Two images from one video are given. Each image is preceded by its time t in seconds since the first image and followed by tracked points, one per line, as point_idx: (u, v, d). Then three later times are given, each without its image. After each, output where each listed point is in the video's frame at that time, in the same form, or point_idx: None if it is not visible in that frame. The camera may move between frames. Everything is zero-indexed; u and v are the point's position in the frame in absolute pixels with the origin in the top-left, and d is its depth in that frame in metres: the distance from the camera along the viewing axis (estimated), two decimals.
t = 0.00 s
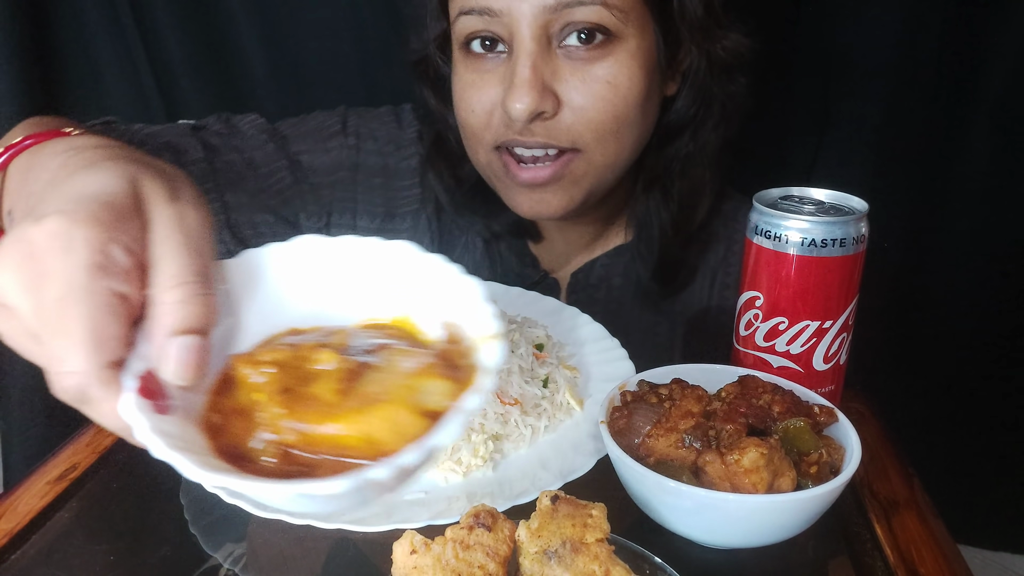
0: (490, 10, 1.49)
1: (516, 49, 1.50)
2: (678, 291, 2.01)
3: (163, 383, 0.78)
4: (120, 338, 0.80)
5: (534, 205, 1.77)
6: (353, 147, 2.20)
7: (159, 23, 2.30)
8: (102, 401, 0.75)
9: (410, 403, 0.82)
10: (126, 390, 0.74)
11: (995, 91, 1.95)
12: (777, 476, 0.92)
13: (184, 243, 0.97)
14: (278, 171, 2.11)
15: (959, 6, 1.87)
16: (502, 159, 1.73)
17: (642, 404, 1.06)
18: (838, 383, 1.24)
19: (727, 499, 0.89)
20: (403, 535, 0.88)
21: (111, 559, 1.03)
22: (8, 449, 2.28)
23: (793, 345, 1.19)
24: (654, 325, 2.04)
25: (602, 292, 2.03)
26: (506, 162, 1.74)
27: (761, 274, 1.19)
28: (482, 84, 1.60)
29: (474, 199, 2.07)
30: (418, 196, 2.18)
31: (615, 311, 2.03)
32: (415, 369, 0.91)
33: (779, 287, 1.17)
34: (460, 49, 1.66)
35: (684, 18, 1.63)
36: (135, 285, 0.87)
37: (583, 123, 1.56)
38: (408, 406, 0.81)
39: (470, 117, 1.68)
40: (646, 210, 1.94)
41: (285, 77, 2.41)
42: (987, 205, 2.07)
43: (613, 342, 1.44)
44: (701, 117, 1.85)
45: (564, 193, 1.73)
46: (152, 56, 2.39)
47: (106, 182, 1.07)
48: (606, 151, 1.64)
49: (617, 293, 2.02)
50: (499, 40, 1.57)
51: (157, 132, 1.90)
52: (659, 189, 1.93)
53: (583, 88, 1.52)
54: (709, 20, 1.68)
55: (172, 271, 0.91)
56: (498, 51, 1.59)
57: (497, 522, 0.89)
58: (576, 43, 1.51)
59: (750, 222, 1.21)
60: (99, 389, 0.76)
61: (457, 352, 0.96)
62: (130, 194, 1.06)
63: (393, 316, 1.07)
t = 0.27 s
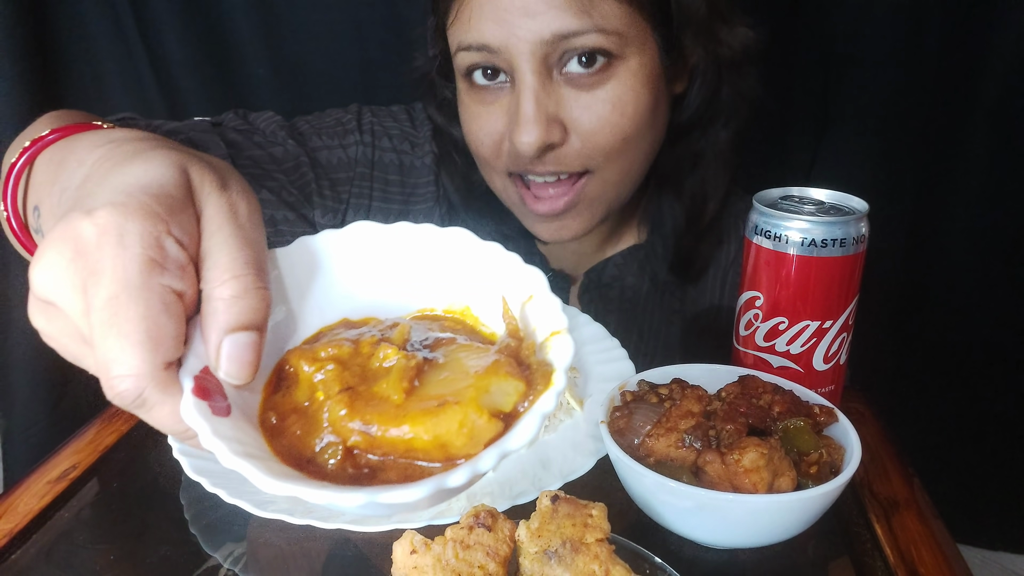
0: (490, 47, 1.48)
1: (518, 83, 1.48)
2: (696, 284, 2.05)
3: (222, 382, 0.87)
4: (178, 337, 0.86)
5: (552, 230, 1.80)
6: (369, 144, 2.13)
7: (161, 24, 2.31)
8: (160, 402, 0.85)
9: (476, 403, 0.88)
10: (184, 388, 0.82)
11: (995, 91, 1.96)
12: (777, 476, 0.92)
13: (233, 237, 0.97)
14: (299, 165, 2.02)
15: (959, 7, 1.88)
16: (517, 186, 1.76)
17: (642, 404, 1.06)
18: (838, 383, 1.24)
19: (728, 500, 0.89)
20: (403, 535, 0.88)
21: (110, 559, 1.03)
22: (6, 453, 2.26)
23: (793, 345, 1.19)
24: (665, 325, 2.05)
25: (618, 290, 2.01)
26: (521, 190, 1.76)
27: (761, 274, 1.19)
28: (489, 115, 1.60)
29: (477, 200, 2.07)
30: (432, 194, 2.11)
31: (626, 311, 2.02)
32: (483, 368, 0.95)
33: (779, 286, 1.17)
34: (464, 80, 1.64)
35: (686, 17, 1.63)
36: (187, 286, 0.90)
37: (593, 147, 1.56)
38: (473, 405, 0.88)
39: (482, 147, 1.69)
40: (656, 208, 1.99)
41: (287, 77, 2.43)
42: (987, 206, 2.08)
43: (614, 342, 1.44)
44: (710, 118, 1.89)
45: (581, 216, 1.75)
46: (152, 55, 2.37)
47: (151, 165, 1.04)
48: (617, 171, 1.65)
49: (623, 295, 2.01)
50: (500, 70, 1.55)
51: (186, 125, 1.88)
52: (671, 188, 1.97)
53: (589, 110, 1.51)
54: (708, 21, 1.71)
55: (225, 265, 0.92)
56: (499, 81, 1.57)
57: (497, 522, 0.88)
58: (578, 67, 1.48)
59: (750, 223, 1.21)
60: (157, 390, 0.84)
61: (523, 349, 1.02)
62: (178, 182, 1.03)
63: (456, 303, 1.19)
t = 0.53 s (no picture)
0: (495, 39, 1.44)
1: (520, 78, 1.46)
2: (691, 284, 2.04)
3: (200, 376, 0.86)
4: (156, 333, 0.85)
5: (540, 218, 1.79)
6: (362, 145, 2.14)
7: (159, 23, 2.29)
8: (139, 398, 0.84)
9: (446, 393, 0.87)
10: (163, 384, 0.81)
11: (996, 89, 1.95)
12: (777, 476, 0.92)
13: (212, 233, 0.97)
14: (293, 168, 2.03)
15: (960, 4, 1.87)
16: (507, 177, 1.73)
17: (642, 404, 1.06)
18: (838, 383, 1.24)
19: (728, 500, 0.88)
20: (403, 536, 0.88)
21: (110, 560, 1.03)
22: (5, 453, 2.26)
23: (793, 345, 1.19)
24: (662, 324, 2.06)
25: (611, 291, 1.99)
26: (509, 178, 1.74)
27: (761, 274, 1.19)
28: (485, 107, 1.58)
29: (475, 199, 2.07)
30: (425, 193, 2.15)
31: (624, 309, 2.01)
32: (456, 359, 0.95)
33: (779, 287, 1.17)
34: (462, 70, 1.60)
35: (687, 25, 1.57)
36: (167, 282, 0.89)
37: (587, 145, 1.56)
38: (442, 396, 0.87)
39: (475, 137, 1.66)
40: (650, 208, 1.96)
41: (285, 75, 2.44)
42: (988, 204, 2.08)
43: (613, 342, 1.44)
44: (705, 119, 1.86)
45: (568, 207, 1.74)
46: (151, 55, 2.36)
47: (129, 164, 1.04)
48: (609, 169, 1.65)
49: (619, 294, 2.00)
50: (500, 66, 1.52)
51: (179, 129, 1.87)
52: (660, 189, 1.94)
53: (588, 112, 1.50)
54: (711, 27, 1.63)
55: (202, 263, 0.92)
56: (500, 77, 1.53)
57: (497, 522, 0.88)
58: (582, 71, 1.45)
59: (750, 222, 1.21)
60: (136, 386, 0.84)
61: (494, 340, 1.00)
62: (157, 180, 1.03)
63: (430, 297, 1.18)
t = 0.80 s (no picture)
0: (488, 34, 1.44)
1: (511, 74, 1.45)
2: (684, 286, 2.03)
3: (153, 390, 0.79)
4: (114, 343, 0.82)
5: (530, 214, 1.76)
6: (351, 153, 2.10)
7: (159, 23, 2.28)
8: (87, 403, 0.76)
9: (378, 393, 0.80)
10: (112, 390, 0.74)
11: (996, 89, 1.96)
12: (777, 476, 0.93)
13: (174, 257, 0.96)
14: (279, 176, 2.00)
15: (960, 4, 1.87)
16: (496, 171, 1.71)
17: (642, 404, 1.06)
18: (838, 383, 1.24)
19: (727, 500, 0.88)
20: (403, 536, 0.88)
21: (110, 559, 1.03)
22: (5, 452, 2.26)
23: (793, 345, 1.19)
24: (657, 325, 2.03)
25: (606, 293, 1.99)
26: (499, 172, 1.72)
27: (761, 274, 1.19)
28: (477, 102, 1.57)
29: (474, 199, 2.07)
30: (416, 199, 2.10)
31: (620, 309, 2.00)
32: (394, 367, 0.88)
33: (778, 287, 1.17)
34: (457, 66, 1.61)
35: (681, 30, 1.58)
36: (129, 298, 0.88)
37: (580, 144, 1.55)
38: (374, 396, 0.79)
39: (465, 130, 1.65)
40: (642, 210, 1.96)
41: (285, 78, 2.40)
42: (987, 204, 2.08)
43: (613, 342, 1.44)
44: (698, 123, 1.86)
45: (557, 204, 1.71)
46: (150, 55, 2.35)
47: (94, 198, 1.05)
48: (602, 166, 1.63)
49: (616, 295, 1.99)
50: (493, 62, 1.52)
51: (167, 142, 1.84)
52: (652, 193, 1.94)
53: (580, 111, 1.50)
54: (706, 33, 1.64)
55: (161, 282, 0.90)
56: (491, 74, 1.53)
57: (497, 522, 0.89)
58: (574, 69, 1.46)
59: (750, 221, 1.21)
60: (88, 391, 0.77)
61: (425, 349, 0.92)
62: (122, 209, 1.03)
63: (373, 339, 0.99)
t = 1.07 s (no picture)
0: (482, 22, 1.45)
1: (502, 64, 1.45)
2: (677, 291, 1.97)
3: None
4: None
5: (510, 214, 1.72)
6: (320, 172, 2.13)
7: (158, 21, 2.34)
8: None
9: (137, 509, 0.85)
10: None
11: (996, 88, 1.96)
12: (777, 476, 0.92)
13: (32, 349, 0.96)
14: (246, 204, 2.05)
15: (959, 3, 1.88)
16: (482, 165, 1.71)
17: (642, 404, 1.06)
18: (838, 383, 1.24)
19: (727, 500, 0.88)
20: (403, 536, 0.88)
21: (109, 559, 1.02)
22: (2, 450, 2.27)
23: (793, 345, 1.19)
24: (648, 328, 1.98)
25: (597, 294, 1.97)
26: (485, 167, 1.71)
27: (761, 275, 1.19)
28: (467, 92, 1.57)
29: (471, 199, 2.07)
30: (390, 212, 2.12)
31: (616, 307, 1.97)
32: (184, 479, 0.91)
33: (778, 287, 1.17)
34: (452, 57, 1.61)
35: (675, 38, 1.59)
36: None
37: (567, 141, 1.53)
38: (132, 509, 0.85)
39: (454, 122, 1.65)
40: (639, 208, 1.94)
41: (284, 78, 2.45)
42: (986, 204, 2.08)
43: (613, 342, 1.44)
44: (687, 134, 1.86)
45: (540, 206, 1.68)
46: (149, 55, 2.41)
47: None
48: (587, 168, 1.61)
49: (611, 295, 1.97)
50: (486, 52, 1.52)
51: (134, 180, 1.90)
52: (644, 198, 1.94)
53: (568, 108, 1.48)
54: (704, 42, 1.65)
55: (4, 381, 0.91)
56: (484, 63, 1.54)
57: (497, 522, 0.89)
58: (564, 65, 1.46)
59: (750, 221, 1.21)
60: None
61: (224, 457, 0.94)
62: None
63: (199, 443, 0.99)
